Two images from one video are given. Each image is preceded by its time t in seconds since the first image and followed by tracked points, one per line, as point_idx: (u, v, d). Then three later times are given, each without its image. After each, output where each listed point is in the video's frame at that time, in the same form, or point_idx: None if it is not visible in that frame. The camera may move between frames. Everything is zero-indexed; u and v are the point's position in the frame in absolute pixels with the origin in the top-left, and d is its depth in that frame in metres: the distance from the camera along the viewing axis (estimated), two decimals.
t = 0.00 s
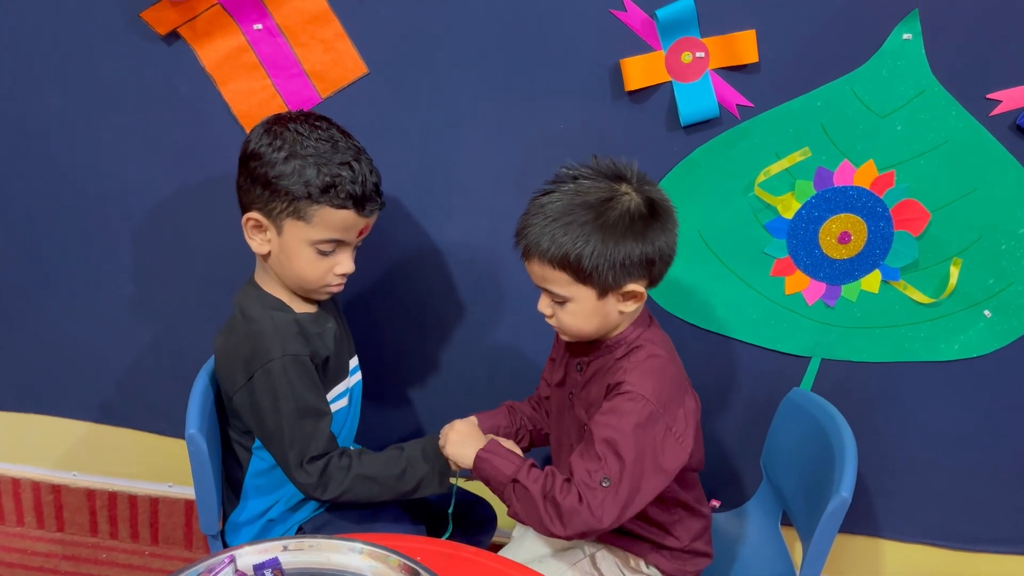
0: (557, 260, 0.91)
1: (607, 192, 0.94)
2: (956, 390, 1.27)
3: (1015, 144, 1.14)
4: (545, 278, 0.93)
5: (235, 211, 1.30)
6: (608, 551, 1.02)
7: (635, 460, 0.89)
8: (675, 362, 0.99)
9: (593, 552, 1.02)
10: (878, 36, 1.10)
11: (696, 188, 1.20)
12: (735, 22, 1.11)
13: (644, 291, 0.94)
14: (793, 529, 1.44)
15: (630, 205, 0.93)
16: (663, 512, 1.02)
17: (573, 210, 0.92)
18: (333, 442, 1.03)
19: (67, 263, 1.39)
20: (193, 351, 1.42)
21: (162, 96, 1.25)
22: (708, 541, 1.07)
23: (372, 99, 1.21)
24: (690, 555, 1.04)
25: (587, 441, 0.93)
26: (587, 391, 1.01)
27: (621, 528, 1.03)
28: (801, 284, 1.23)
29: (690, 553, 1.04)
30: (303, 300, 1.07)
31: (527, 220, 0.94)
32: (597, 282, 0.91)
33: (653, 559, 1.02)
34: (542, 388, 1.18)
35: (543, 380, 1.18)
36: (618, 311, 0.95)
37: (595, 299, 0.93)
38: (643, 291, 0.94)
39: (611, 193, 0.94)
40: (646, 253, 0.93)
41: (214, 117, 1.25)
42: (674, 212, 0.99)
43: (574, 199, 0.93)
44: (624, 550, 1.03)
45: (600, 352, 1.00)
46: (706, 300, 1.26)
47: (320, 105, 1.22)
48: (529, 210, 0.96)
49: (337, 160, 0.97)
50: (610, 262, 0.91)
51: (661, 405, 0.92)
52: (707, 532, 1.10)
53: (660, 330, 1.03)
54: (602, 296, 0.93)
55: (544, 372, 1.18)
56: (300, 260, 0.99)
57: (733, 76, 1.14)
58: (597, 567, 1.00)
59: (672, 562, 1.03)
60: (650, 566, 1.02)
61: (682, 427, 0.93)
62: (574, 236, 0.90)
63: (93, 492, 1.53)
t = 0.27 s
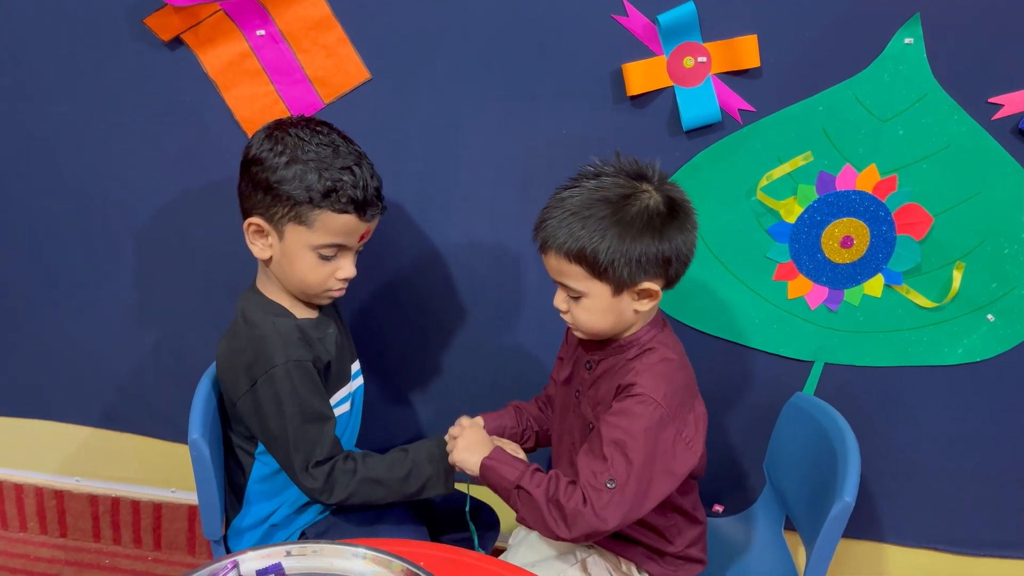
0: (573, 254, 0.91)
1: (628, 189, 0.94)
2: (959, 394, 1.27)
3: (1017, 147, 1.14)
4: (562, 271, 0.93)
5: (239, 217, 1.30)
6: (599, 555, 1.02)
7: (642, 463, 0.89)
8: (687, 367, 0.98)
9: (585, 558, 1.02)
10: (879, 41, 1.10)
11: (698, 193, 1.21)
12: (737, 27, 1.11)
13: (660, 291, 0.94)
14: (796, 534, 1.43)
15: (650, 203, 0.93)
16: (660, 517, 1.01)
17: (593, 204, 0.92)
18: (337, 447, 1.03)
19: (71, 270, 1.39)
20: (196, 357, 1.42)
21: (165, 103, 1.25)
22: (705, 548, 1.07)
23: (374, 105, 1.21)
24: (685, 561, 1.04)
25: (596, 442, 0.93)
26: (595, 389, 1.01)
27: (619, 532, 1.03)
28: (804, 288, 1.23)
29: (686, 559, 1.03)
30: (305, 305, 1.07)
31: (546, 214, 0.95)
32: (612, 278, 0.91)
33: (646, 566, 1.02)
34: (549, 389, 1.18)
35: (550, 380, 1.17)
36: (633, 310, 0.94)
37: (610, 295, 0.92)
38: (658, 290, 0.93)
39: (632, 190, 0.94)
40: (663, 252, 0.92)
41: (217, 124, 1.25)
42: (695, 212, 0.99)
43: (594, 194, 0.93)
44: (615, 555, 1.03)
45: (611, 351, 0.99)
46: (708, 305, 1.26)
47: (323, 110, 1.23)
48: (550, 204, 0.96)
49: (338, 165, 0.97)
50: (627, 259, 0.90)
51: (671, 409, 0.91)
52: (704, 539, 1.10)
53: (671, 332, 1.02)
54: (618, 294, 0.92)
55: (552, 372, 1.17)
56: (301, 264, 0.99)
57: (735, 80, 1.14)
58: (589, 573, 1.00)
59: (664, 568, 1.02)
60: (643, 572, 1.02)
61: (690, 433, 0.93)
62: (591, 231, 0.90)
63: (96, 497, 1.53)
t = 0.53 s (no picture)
0: (585, 261, 0.91)
1: (639, 196, 0.94)
2: (964, 399, 1.27)
3: (1018, 152, 1.14)
4: (573, 278, 0.93)
5: (242, 223, 1.31)
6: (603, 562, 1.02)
7: (655, 470, 0.89)
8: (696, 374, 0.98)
9: (589, 564, 1.02)
10: (881, 46, 1.11)
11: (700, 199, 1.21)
12: (738, 33, 1.12)
13: (671, 296, 0.93)
14: (800, 540, 1.43)
15: (661, 210, 0.93)
16: (665, 523, 1.01)
17: (605, 211, 0.92)
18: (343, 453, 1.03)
19: (75, 277, 1.40)
20: (199, 363, 1.42)
21: (169, 110, 1.26)
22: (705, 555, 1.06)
23: (377, 112, 1.22)
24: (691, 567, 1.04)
25: (607, 447, 0.92)
26: (604, 396, 1.01)
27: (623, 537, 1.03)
28: (807, 293, 1.23)
29: (690, 565, 1.03)
30: (309, 311, 1.07)
31: (557, 220, 0.95)
32: (623, 284, 0.91)
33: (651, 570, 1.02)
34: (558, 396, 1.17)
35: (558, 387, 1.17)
36: (644, 315, 0.94)
37: (621, 302, 0.92)
38: (670, 296, 0.93)
39: (643, 197, 0.94)
40: (674, 258, 0.92)
41: (221, 131, 1.26)
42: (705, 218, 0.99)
43: (605, 201, 0.93)
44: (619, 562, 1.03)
45: (620, 357, 0.99)
46: (710, 310, 1.26)
47: (326, 117, 1.23)
48: (561, 210, 0.96)
49: (345, 171, 0.98)
50: (638, 265, 0.90)
51: (683, 415, 0.92)
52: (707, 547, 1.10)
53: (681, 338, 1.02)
54: (628, 300, 0.92)
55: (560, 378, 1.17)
56: (307, 270, 0.99)
57: (737, 86, 1.14)
58: None
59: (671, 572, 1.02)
60: None
61: (701, 439, 0.93)
62: (603, 238, 0.90)
63: (100, 504, 1.53)
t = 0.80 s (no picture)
0: (594, 263, 0.90)
1: (648, 198, 0.94)
2: (968, 402, 1.26)
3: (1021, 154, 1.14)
4: (582, 281, 0.93)
5: (245, 228, 1.31)
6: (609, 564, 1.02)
7: (657, 471, 0.88)
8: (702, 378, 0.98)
9: (594, 567, 1.01)
10: (883, 49, 1.11)
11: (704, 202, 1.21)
12: (740, 36, 1.12)
13: (680, 298, 0.93)
14: (805, 545, 1.43)
15: (670, 212, 0.93)
16: (670, 525, 1.01)
17: (615, 214, 0.92)
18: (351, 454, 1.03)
19: (78, 283, 1.40)
20: (202, 369, 1.42)
21: (171, 116, 1.26)
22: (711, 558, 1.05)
23: (379, 117, 1.22)
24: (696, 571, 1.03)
25: (610, 448, 0.92)
26: (610, 398, 1.00)
27: (627, 539, 1.02)
28: (811, 296, 1.23)
29: (695, 568, 1.02)
30: (313, 315, 1.07)
31: (566, 223, 0.95)
32: (633, 287, 0.91)
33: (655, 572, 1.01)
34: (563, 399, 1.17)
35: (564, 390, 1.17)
36: (652, 318, 0.94)
37: (630, 304, 0.92)
38: (678, 298, 0.93)
39: (653, 200, 0.94)
40: (684, 261, 0.92)
41: (223, 136, 1.26)
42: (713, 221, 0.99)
43: (615, 203, 0.93)
44: (625, 564, 1.02)
45: (627, 359, 0.99)
46: (714, 314, 1.26)
47: (328, 122, 1.23)
48: (569, 213, 0.96)
49: (349, 174, 0.98)
50: (648, 268, 0.90)
51: (689, 419, 0.91)
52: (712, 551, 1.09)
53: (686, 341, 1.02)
54: (637, 302, 0.92)
55: (565, 381, 1.17)
56: (311, 273, 0.99)
57: (738, 89, 1.14)
58: None
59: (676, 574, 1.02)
60: None
61: (705, 442, 0.93)
62: (612, 241, 0.90)
63: (102, 510, 1.53)
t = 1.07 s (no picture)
0: (599, 257, 0.90)
1: (653, 192, 0.93)
2: (976, 400, 1.25)
3: None
4: (587, 274, 0.92)
5: (249, 229, 1.31)
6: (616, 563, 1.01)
7: (666, 468, 0.88)
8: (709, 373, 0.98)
9: (601, 566, 1.01)
10: (888, 45, 1.10)
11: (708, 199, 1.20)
12: (745, 34, 1.11)
13: (684, 293, 0.93)
14: (814, 545, 1.42)
15: (675, 207, 0.93)
16: (678, 522, 1.00)
17: (619, 207, 0.91)
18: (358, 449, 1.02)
19: (82, 285, 1.40)
20: (206, 370, 1.42)
21: (175, 117, 1.26)
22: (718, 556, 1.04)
23: (383, 116, 1.22)
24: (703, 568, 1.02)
25: (618, 446, 0.91)
26: (616, 394, 1.00)
27: (633, 537, 1.01)
28: (816, 294, 1.22)
29: (702, 565, 1.02)
30: (317, 312, 1.06)
31: (571, 217, 0.94)
32: (638, 280, 0.90)
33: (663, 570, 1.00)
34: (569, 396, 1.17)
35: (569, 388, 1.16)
36: (657, 313, 0.94)
37: (634, 298, 0.92)
38: (683, 293, 0.92)
39: (658, 194, 0.94)
40: (688, 255, 0.92)
41: (226, 137, 1.26)
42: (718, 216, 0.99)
43: (620, 198, 0.93)
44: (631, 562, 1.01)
45: (633, 354, 0.98)
46: (719, 312, 1.26)
47: (332, 122, 1.23)
48: (574, 207, 0.95)
49: (354, 171, 0.97)
50: (652, 261, 0.90)
51: (696, 414, 0.91)
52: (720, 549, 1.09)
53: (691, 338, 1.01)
54: (642, 296, 0.92)
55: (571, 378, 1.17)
56: (316, 270, 0.99)
57: (743, 87, 1.14)
58: None
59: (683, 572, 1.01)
60: None
61: (712, 437, 0.92)
62: (617, 234, 0.89)
63: (108, 513, 1.53)
